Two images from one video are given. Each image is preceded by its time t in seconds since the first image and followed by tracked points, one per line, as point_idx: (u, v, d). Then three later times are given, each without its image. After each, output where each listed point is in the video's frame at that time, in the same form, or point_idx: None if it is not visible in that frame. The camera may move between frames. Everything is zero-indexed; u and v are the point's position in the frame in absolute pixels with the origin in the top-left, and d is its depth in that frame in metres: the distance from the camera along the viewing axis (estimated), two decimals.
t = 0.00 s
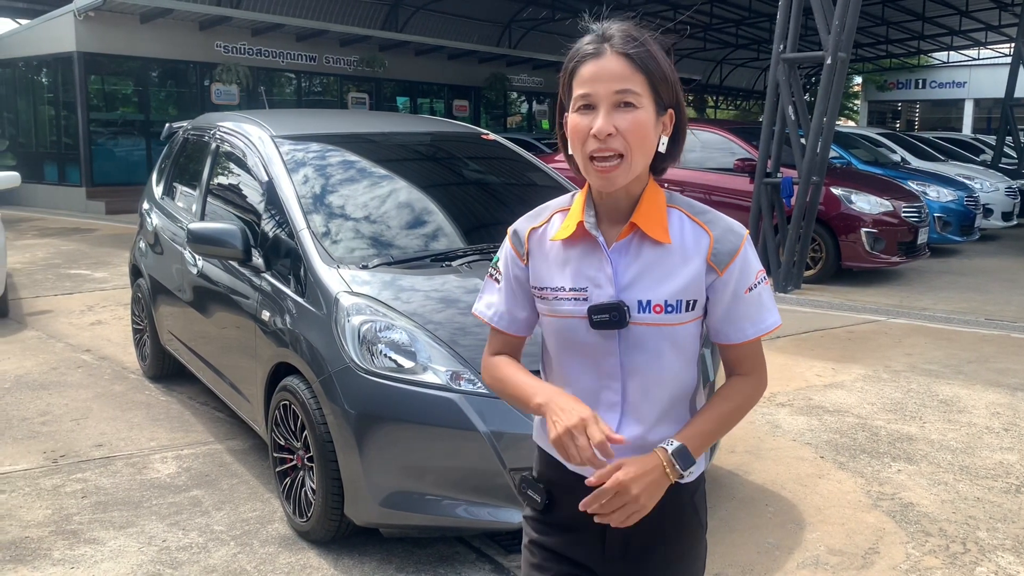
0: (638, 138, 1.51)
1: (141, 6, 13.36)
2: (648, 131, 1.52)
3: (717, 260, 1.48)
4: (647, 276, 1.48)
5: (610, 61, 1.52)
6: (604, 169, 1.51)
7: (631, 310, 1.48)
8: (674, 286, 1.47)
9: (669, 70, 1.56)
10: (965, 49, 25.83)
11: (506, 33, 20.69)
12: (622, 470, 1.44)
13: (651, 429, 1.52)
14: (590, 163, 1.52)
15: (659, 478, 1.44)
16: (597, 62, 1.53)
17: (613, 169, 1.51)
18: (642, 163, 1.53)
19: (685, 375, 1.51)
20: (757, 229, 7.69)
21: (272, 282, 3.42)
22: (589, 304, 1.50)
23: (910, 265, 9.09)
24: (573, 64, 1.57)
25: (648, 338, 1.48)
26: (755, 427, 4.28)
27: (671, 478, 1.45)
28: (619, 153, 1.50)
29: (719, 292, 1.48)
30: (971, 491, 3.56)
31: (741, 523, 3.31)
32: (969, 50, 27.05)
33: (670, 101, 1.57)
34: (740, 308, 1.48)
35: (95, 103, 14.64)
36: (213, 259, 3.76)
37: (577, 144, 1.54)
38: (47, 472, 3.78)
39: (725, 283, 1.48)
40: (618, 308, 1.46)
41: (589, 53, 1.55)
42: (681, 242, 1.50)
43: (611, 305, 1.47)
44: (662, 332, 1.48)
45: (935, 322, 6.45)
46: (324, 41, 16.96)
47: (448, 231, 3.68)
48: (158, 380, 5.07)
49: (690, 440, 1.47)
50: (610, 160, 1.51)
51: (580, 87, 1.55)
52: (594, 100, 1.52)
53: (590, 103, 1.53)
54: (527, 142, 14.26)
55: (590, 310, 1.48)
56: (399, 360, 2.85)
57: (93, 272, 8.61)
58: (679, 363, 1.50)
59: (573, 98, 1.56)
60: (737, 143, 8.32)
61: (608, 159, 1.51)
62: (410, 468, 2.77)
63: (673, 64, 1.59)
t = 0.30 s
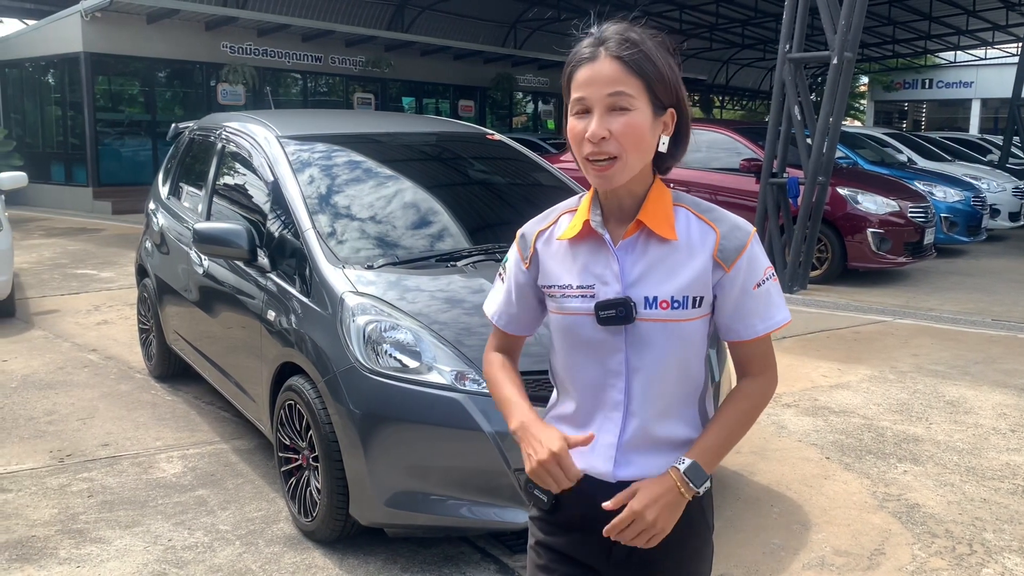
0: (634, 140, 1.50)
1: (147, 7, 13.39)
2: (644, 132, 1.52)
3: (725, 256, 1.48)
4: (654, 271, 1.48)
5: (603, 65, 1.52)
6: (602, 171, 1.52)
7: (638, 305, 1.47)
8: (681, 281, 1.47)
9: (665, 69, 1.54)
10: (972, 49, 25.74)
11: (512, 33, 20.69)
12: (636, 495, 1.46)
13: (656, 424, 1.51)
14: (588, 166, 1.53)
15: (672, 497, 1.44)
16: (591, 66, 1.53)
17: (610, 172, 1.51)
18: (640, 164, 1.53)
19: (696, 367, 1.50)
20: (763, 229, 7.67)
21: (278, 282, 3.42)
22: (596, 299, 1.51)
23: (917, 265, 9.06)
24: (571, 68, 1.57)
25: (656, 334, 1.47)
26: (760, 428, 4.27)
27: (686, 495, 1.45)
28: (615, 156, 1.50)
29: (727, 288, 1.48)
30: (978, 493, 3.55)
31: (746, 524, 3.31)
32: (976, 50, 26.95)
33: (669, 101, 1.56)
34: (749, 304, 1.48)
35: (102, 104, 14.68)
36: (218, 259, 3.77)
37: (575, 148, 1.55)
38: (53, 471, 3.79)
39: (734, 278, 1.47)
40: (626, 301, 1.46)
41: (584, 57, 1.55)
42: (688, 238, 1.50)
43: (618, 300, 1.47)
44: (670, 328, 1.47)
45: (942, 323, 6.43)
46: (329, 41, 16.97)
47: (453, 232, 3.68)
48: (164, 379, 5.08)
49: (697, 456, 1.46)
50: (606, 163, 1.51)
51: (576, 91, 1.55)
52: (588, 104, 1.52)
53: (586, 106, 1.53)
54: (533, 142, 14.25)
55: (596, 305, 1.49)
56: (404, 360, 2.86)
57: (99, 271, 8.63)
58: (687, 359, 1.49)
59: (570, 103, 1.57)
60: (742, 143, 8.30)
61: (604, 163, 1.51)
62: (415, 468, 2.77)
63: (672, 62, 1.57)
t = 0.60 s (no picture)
0: (614, 155, 1.50)
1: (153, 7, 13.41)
2: (624, 143, 1.51)
3: (716, 246, 1.47)
4: (650, 269, 1.48)
5: (577, 85, 1.51)
6: (587, 187, 1.52)
7: (637, 301, 1.47)
8: (677, 274, 1.46)
9: (640, 80, 1.53)
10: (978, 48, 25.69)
11: (517, 33, 20.71)
12: (654, 539, 1.45)
13: (659, 416, 1.50)
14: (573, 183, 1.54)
15: (688, 528, 1.44)
16: (565, 87, 1.53)
17: (597, 188, 1.52)
18: (625, 175, 1.53)
19: (698, 364, 1.48)
20: (768, 229, 7.66)
21: (282, 282, 3.42)
22: (595, 297, 1.51)
23: (922, 266, 9.04)
24: (547, 89, 1.57)
25: (655, 329, 1.47)
26: (764, 428, 4.27)
27: (701, 525, 1.44)
28: (596, 172, 1.51)
29: (720, 277, 1.46)
30: (983, 493, 3.54)
31: (750, 524, 3.30)
32: (982, 49, 26.89)
33: (649, 107, 1.54)
34: (737, 293, 1.45)
35: (107, 104, 14.72)
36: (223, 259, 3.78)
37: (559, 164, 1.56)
38: (59, 470, 3.80)
39: (726, 268, 1.46)
40: (621, 297, 1.47)
41: (558, 77, 1.54)
42: (682, 232, 1.49)
43: (614, 296, 1.48)
44: (669, 321, 1.46)
45: (946, 323, 6.42)
46: (334, 42, 16.99)
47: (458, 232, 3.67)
48: (168, 379, 5.09)
49: (705, 484, 1.44)
50: (590, 178, 1.52)
51: (555, 111, 1.55)
52: (567, 124, 1.52)
53: (565, 127, 1.53)
54: (537, 142, 14.25)
55: (596, 303, 1.49)
56: (408, 360, 2.85)
57: (104, 271, 8.66)
58: (690, 353, 1.47)
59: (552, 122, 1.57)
60: (747, 143, 8.29)
61: (587, 177, 1.51)
62: (419, 467, 2.77)
63: (648, 68, 1.55)
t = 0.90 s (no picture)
0: (607, 161, 1.50)
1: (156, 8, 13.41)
2: (615, 149, 1.51)
3: (710, 242, 1.46)
4: (645, 270, 1.48)
5: (567, 93, 1.51)
6: (582, 195, 1.51)
7: (634, 302, 1.47)
8: (673, 273, 1.46)
9: (629, 86, 1.53)
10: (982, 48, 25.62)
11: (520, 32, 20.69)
12: (692, 560, 1.49)
13: (664, 417, 1.50)
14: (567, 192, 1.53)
15: (720, 544, 1.48)
16: (555, 96, 1.52)
17: (592, 195, 1.51)
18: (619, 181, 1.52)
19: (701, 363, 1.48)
20: (771, 229, 7.65)
21: (285, 282, 3.42)
22: (593, 303, 1.51)
23: (926, 266, 9.02)
24: (536, 98, 1.56)
25: (655, 331, 1.47)
26: (768, 429, 4.27)
27: (731, 536, 1.47)
28: (590, 179, 1.50)
29: (716, 274, 1.45)
30: (987, 494, 3.53)
31: (753, 526, 3.30)
32: (986, 49, 26.82)
33: (638, 113, 1.54)
34: (733, 290, 1.44)
35: (111, 104, 14.75)
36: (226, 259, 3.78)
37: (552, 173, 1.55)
38: (62, 470, 3.81)
39: (721, 264, 1.45)
40: (619, 301, 1.46)
41: (547, 86, 1.54)
42: (675, 232, 1.49)
43: (612, 300, 1.47)
44: (666, 321, 1.46)
45: (951, 323, 6.40)
46: (337, 42, 17.01)
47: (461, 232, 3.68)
48: (172, 378, 5.10)
49: (728, 498, 1.46)
50: (585, 186, 1.51)
51: (546, 120, 1.55)
52: (558, 133, 1.52)
53: (557, 135, 1.52)
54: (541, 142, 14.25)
55: (595, 307, 1.49)
56: (410, 360, 2.86)
57: (108, 271, 8.67)
58: (689, 351, 1.47)
59: (543, 131, 1.56)
60: (750, 143, 8.28)
61: (581, 184, 1.51)
62: (422, 468, 2.77)
63: (634, 73, 1.55)
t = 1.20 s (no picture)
0: (627, 139, 1.50)
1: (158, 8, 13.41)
2: (637, 130, 1.51)
3: (718, 245, 1.46)
4: (653, 267, 1.47)
5: (597, 68, 1.52)
6: (596, 170, 1.51)
7: (640, 300, 1.47)
8: (680, 274, 1.45)
9: (658, 74, 1.54)
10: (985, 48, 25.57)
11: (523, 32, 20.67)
12: (702, 569, 1.49)
13: (666, 415, 1.49)
14: (583, 166, 1.53)
15: (732, 550, 1.48)
16: (585, 70, 1.53)
17: (608, 172, 1.51)
18: (635, 164, 1.52)
19: (704, 364, 1.48)
20: (774, 229, 7.65)
21: (288, 282, 3.42)
22: (598, 300, 1.50)
23: (929, 266, 9.00)
24: (566, 71, 1.57)
25: (659, 328, 1.46)
26: (770, 429, 4.26)
27: (740, 542, 1.48)
28: (608, 154, 1.50)
29: (723, 276, 1.45)
30: (989, 495, 3.52)
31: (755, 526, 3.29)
32: (989, 49, 26.78)
33: (663, 104, 1.55)
34: (739, 293, 1.44)
35: (114, 104, 14.77)
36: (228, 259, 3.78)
37: (570, 150, 1.55)
38: (64, 470, 3.81)
39: (728, 266, 1.45)
40: (625, 299, 1.46)
41: (579, 62, 1.55)
42: (684, 232, 1.49)
43: (618, 297, 1.47)
44: (673, 321, 1.46)
45: (953, 324, 6.39)
46: (340, 42, 17.01)
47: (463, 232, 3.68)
48: (174, 378, 5.10)
49: (736, 505, 1.47)
50: (601, 161, 1.51)
51: (572, 93, 1.55)
52: (582, 105, 1.52)
53: (580, 108, 1.53)
54: (543, 142, 14.24)
55: (600, 304, 1.49)
56: (413, 361, 2.86)
57: (111, 271, 8.68)
58: (693, 352, 1.47)
59: (567, 105, 1.57)
60: (753, 143, 8.28)
61: (599, 159, 1.50)
62: (423, 468, 2.77)
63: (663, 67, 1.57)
